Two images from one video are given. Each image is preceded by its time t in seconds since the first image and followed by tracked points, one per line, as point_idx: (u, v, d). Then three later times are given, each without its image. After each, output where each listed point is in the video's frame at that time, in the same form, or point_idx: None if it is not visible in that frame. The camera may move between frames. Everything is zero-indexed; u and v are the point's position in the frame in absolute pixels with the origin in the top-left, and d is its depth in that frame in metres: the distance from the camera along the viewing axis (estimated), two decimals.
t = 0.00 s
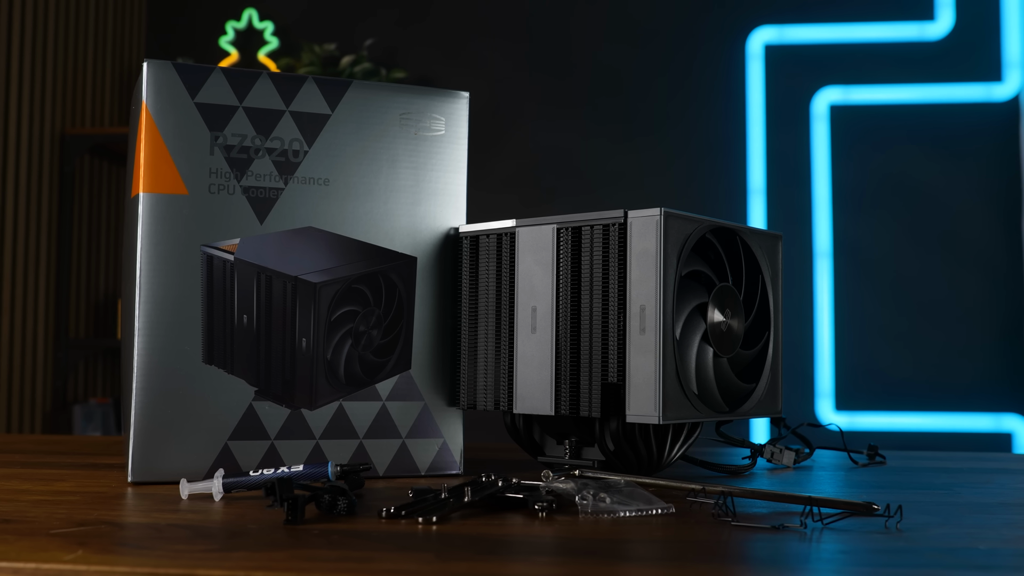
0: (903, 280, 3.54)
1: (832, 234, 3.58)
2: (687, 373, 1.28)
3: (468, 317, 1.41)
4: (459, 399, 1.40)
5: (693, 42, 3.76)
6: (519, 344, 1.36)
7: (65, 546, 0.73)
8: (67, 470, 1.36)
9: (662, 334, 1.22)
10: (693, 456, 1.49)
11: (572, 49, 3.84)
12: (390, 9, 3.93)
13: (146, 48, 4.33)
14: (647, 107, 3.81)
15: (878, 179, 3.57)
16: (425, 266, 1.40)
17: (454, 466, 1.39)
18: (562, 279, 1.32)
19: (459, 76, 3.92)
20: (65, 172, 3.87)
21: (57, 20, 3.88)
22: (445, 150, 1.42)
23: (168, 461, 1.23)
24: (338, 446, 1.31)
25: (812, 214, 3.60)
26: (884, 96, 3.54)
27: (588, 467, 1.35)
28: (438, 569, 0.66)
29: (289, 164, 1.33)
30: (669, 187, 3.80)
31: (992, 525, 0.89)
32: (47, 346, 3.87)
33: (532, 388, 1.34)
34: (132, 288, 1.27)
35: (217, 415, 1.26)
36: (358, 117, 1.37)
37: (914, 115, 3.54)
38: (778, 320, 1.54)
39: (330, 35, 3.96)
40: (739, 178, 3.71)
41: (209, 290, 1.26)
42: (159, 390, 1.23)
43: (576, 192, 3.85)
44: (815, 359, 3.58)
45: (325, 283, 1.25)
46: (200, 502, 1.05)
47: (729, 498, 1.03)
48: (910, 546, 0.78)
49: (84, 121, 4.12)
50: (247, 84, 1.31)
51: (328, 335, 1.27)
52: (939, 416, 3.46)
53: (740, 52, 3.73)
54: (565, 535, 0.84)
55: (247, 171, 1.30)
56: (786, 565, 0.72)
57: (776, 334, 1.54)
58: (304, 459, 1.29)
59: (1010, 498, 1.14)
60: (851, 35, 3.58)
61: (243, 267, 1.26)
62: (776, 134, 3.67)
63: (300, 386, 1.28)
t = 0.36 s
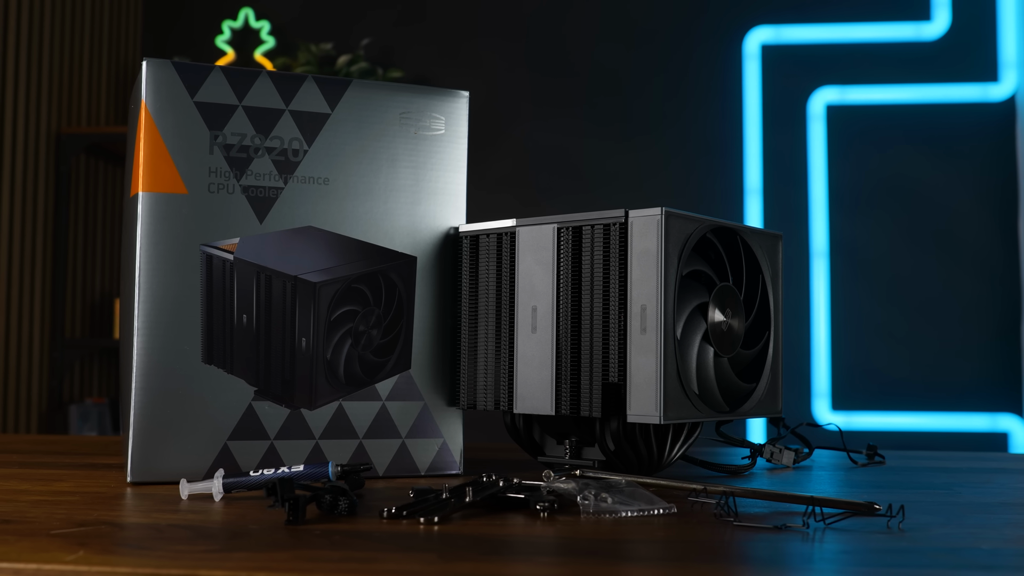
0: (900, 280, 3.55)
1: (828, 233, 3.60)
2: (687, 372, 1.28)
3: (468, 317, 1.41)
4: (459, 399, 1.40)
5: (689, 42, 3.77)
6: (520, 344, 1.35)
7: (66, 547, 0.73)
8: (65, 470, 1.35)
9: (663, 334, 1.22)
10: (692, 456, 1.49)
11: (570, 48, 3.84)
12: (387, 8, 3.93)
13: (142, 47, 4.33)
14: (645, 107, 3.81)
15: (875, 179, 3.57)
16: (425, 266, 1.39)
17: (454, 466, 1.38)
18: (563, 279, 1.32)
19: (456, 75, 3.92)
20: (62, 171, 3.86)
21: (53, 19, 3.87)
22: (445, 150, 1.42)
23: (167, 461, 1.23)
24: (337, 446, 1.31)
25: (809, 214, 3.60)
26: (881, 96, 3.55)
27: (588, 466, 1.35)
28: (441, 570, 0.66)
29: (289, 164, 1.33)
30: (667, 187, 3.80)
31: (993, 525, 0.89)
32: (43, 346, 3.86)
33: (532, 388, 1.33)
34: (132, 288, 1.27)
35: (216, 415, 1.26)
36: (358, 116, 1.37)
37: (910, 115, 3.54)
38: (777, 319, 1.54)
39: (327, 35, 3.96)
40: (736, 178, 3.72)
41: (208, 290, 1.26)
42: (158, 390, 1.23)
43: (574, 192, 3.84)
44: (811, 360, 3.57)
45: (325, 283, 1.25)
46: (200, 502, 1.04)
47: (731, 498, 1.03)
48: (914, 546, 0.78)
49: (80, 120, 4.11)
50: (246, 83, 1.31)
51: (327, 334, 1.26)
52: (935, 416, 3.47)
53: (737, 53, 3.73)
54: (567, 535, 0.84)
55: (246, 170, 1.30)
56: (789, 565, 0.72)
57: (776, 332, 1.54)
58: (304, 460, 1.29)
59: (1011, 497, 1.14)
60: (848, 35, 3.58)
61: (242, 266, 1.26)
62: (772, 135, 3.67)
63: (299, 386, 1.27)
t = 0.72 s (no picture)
0: (897, 279, 3.56)
1: (825, 233, 3.59)
2: (688, 372, 1.28)
3: (468, 317, 1.40)
4: (459, 399, 1.39)
5: (686, 42, 3.77)
6: (520, 344, 1.35)
7: (66, 548, 0.72)
8: (63, 470, 1.35)
9: (664, 334, 1.22)
10: (692, 456, 1.49)
11: (567, 48, 3.84)
12: (384, 8, 3.93)
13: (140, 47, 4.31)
14: (642, 106, 3.81)
15: (872, 179, 3.58)
16: (425, 265, 1.39)
17: (454, 466, 1.38)
18: (564, 278, 1.32)
19: (453, 75, 3.92)
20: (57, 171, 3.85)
21: (49, 18, 3.86)
22: (445, 149, 1.41)
23: (166, 461, 1.22)
24: (337, 446, 1.30)
25: (805, 213, 3.60)
26: (877, 96, 3.55)
27: (589, 466, 1.35)
28: (445, 570, 0.66)
29: (289, 163, 1.32)
30: (665, 187, 3.80)
31: (995, 524, 0.90)
32: (39, 346, 3.85)
33: (533, 388, 1.33)
34: (131, 288, 1.26)
35: (215, 415, 1.25)
36: (358, 115, 1.36)
37: (906, 115, 3.55)
38: (778, 318, 1.54)
39: (323, 34, 3.96)
40: (733, 178, 3.72)
41: (207, 289, 1.25)
42: (157, 390, 1.23)
43: (572, 192, 3.84)
44: (808, 360, 3.58)
45: (325, 283, 1.25)
46: (200, 502, 1.04)
47: (732, 498, 1.03)
48: (917, 545, 0.78)
49: (76, 120, 4.10)
50: (245, 82, 1.30)
51: (327, 334, 1.26)
52: (932, 416, 3.47)
53: (733, 53, 3.73)
54: (569, 535, 0.84)
55: (245, 169, 1.29)
56: (793, 565, 0.71)
57: (776, 332, 1.54)
58: (303, 460, 1.29)
59: (1012, 497, 1.14)
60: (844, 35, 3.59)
61: (242, 266, 1.26)
62: (769, 135, 3.66)
63: (299, 386, 1.27)
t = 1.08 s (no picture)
0: (895, 280, 3.56)
1: (821, 232, 3.60)
2: (689, 372, 1.28)
3: (468, 317, 1.40)
4: (459, 398, 1.39)
5: (683, 42, 3.77)
6: (521, 344, 1.35)
7: (67, 548, 0.72)
8: (61, 471, 1.34)
9: (666, 334, 1.21)
10: (692, 456, 1.49)
11: (564, 48, 3.84)
12: (381, 7, 3.93)
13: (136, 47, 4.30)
14: (640, 106, 3.81)
15: (868, 179, 3.58)
16: (425, 265, 1.39)
17: (454, 466, 1.38)
18: (565, 277, 1.32)
19: (450, 75, 3.92)
20: (52, 170, 3.84)
21: (45, 17, 3.84)
22: (444, 148, 1.41)
23: (165, 461, 1.22)
24: (337, 446, 1.30)
25: (802, 213, 3.61)
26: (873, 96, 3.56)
27: (589, 466, 1.35)
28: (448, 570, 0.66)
29: (288, 162, 1.32)
30: (662, 186, 3.80)
31: (996, 524, 0.89)
32: (35, 346, 3.84)
33: (534, 388, 1.33)
34: (129, 287, 1.26)
35: (215, 415, 1.25)
36: (357, 115, 1.36)
37: (903, 115, 3.55)
38: (778, 318, 1.53)
39: (320, 34, 3.95)
40: (729, 178, 3.72)
41: (207, 289, 1.25)
42: (156, 390, 1.22)
43: (570, 191, 3.84)
44: (805, 359, 3.59)
45: (325, 283, 1.25)
46: (200, 502, 1.04)
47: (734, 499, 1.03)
48: (920, 546, 0.78)
49: (72, 119, 4.08)
50: (245, 81, 1.30)
51: (327, 334, 1.26)
52: (928, 415, 3.48)
53: (730, 52, 3.73)
54: (571, 535, 0.84)
55: (245, 168, 1.29)
56: (798, 565, 0.71)
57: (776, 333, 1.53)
58: (303, 460, 1.28)
59: (1012, 497, 1.14)
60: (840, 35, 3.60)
61: (241, 265, 1.25)
62: (766, 134, 3.66)
63: (299, 385, 1.26)
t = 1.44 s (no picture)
0: (892, 280, 3.56)
1: (818, 233, 3.60)
2: (690, 371, 1.28)
3: (468, 316, 1.40)
4: (458, 398, 1.39)
5: (681, 41, 3.77)
6: (521, 343, 1.35)
7: (69, 549, 0.72)
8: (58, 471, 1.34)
9: (667, 333, 1.21)
10: (692, 456, 1.49)
11: (561, 48, 3.84)
12: (378, 7, 3.93)
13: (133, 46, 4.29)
14: (637, 106, 3.81)
15: (864, 180, 3.59)
16: (425, 264, 1.38)
17: (454, 466, 1.37)
18: (565, 277, 1.31)
19: (448, 74, 3.91)
20: (48, 169, 3.83)
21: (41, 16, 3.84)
22: (444, 148, 1.41)
23: (164, 461, 1.21)
24: (337, 446, 1.30)
25: (799, 213, 3.61)
26: (870, 97, 3.56)
27: (589, 466, 1.34)
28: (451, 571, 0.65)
29: (288, 161, 1.31)
30: (661, 186, 3.80)
31: (998, 524, 0.89)
32: (30, 345, 3.83)
33: (534, 388, 1.33)
34: (128, 286, 1.25)
35: (214, 415, 1.24)
36: (357, 114, 1.36)
37: (899, 115, 3.56)
38: (778, 318, 1.53)
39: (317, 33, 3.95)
40: (726, 177, 3.72)
41: (206, 288, 1.24)
42: (155, 390, 1.22)
43: (569, 191, 3.84)
44: (801, 360, 3.56)
45: (325, 282, 1.24)
46: (201, 502, 1.03)
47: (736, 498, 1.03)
48: (924, 546, 0.78)
49: (68, 118, 4.07)
50: (244, 80, 1.30)
51: (327, 333, 1.25)
52: (925, 415, 3.48)
53: (727, 53, 3.73)
54: (573, 536, 0.84)
55: (245, 167, 1.29)
56: (801, 566, 0.71)
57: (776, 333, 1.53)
58: (302, 460, 1.28)
59: (1013, 496, 1.14)
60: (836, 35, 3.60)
61: (241, 265, 1.25)
62: (763, 134, 3.66)
63: (299, 385, 1.26)
